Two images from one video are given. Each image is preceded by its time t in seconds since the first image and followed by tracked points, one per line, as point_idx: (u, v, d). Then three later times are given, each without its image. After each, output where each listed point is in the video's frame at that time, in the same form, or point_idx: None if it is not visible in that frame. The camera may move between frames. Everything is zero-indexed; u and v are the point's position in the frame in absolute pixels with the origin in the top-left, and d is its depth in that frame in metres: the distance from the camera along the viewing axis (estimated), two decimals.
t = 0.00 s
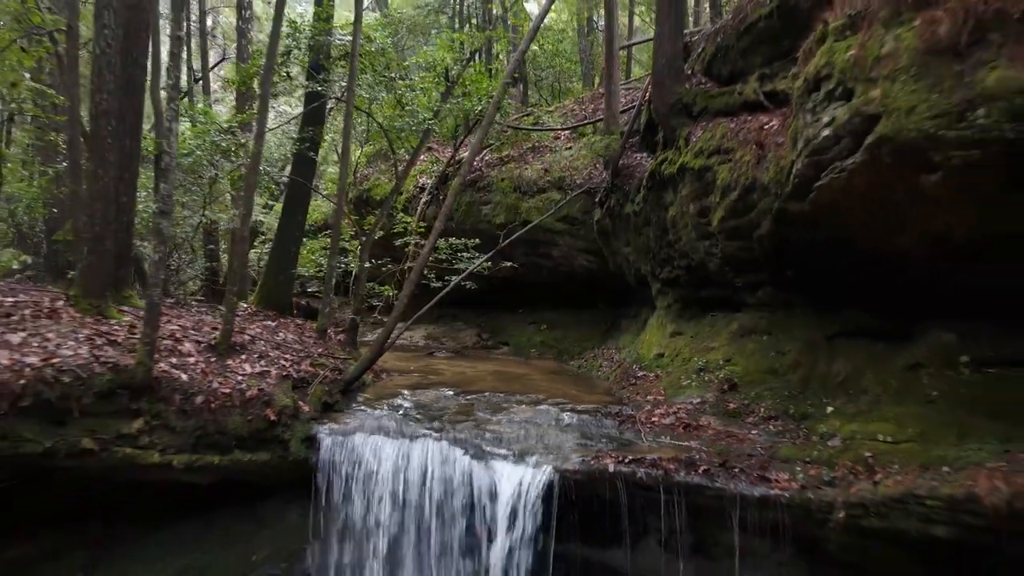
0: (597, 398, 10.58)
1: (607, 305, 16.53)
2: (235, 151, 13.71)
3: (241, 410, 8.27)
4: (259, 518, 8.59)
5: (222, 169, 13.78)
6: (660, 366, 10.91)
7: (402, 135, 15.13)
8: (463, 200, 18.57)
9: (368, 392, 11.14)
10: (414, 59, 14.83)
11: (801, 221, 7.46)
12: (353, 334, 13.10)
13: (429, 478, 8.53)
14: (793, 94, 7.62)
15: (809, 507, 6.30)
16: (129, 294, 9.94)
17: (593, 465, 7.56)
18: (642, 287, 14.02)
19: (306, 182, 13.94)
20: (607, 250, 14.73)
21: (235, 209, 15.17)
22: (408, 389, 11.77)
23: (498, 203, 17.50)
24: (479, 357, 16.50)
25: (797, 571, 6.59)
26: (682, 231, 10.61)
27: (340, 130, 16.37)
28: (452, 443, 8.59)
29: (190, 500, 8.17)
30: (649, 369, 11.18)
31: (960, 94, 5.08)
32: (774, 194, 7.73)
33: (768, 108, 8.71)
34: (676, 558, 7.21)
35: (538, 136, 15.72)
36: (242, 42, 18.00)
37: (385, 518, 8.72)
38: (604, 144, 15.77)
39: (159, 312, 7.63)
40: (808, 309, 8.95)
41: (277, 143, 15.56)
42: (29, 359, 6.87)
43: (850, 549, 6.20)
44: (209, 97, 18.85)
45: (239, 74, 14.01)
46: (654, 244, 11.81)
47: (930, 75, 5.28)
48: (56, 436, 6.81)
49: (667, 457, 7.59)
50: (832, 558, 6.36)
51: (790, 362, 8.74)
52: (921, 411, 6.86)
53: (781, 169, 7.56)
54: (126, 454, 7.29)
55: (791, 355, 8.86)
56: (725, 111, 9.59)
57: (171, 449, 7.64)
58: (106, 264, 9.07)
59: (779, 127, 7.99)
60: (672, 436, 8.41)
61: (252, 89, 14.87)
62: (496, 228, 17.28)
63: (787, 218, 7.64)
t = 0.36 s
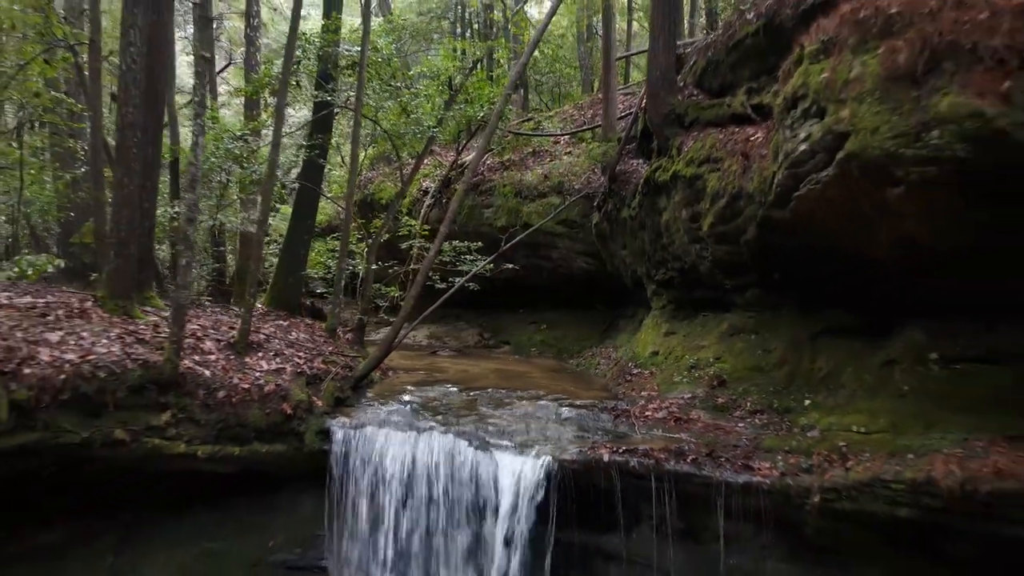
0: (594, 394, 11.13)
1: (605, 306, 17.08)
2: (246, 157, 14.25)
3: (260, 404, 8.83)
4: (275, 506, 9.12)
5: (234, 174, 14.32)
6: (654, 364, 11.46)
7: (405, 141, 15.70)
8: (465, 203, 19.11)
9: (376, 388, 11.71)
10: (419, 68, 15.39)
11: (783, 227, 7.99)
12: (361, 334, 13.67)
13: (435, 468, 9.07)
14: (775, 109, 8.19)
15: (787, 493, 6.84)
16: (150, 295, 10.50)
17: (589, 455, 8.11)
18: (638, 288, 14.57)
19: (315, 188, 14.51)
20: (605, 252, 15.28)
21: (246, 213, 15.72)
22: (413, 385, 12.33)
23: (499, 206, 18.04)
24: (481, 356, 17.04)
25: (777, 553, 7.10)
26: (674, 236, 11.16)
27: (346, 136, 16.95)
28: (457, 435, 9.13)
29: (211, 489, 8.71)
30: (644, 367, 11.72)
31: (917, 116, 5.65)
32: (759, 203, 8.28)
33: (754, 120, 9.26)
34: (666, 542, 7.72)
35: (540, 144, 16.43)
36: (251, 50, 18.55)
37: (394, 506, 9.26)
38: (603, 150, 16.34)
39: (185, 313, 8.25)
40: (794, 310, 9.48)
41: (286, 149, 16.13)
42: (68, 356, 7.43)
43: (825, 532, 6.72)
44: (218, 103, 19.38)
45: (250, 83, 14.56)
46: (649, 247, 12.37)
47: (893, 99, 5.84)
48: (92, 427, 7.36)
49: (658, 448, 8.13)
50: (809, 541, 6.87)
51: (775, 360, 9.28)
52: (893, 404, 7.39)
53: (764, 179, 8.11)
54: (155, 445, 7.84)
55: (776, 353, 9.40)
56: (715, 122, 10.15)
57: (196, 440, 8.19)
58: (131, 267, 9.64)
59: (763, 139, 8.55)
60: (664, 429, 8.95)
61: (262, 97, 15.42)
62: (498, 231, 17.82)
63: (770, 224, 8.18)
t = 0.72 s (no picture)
0: (591, 390, 11.68)
1: (603, 306, 17.63)
2: (257, 163, 14.79)
3: (276, 399, 9.42)
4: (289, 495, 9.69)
5: (246, 179, 14.87)
6: (649, 362, 11.99)
7: (410, 147, 16.28)
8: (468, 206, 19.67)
9: (384, 385, 12.28)
10: (424, 77, 15.94)
11: (768, 232, 8.53)
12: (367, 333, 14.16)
13: (442, 459, 9.62)
14: (759, 122, 8.76)
15: (769, 480, 7.38)
16: (170, 296, 11.06)
17: (586, 447, 8.65)
18: (634, 289, 15.11)
19: (323, 193, 15.06)
20: (603, 254, 15.81)
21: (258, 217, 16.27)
22: (419, 382, 12.89)
23: (501, 209, 18.59)
24: (482, 354, 17.58)
25: (761, 539, 7.60)
26: (668, 239, 11.71)
27: (352, 141, 17.46)
28: (462, 428, 9.67)
29: (229, 480, 9.25)
30: (639, 365, 12.25)
31: (882, 134, 6.25)
32: (745, 209, 8.84)
33: (742, 130, 9.82)
34: (657, 528, 8.24)
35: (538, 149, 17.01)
36: (261, 57, 19.10)
37: (402, 495, 9.81)
38: (601, 155, 16.91)
39: (209, 313, 8.90)
40: (780, 310, 10.01)
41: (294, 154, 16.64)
42: (101, 352, 8.00)
43: (803, 516, 7.26)
44: (227, 108, 19.94)
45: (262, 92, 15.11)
46: (644, 250, 12.91)
47: (861, 118, 6.43)
48: (123, 420, 7.90)
49: (651, 440, 8.69)
50: (789, 525, 7.40)
51: (762, 357, 9.82)
52: (870, 397, 7.90)
53: (750, 188, 8.67)
54: (181, 437, 8.38)
55: (763, 351, 9.92)
56: (706, 131, 10.71)
57: (217, 432, 8.75)
58: (154, 269, 10.22)
59: (749, 150, 9.12)
60: (656, 423, 9.50)
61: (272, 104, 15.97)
62: (500, 233, 18.33)
63: (757, 230, 8.69)
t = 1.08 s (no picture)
0: (589, 387, 12.22)
1: (601, 307, 18.17)
2: (267, 168, 15.32)
3: (291, 394, 10.02)
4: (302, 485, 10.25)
5: (257, 184, 15.41)
6: (644, 360, 12.53)
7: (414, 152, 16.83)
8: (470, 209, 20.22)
9: (390, 382, 12.83)
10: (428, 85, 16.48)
11: (754, 238, 9.06)
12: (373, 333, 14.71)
13: (447, 451, 10.16)
14: (745, 134, 9.34)
15: (753, 469, 7.91)
16: (187, 297, 11.61)
17: (583, 439, 9.20)
18: (631, 290, 15.63)
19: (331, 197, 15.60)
20: (601, 257, 16.34)
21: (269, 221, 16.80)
22: (424, 380, 13.44)
23: (502, 212, 19.12)
24: (484, 353, 18.12)
25: (746, 524, 8.16)
26: (662, 243, 12.26)
27: (358, 146, 17.99)
28: (466, 422, 10.22)
29: (247, 471, 9.79)
30: (635, 363, 12.79)
31: (853, 150, 6.96)
32: (732, 216, 9.39)
33: (732, 140, 10.38)
34: (650, 516, 8.78)
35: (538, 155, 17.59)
36: (269, 64, 19.63)
37: (409, 486, 10.35)
38: (599, 161, 17.47)
39: (229, 313, 9.51)
40: (767, 311, 10.55)
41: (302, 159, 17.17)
42: (130, 350, 8.56)
43: (784, 503, 7.77)
44: (236, 113, 20.45)
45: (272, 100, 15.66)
46: (639, 253, 13.46)
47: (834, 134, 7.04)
48: (150, 413, 8.45)
49: (644, 433, 9.23)
50: (772, 512, 7.93)
51: (750, 356, 10.36)
52: (848, 393, 8.43)
53: (737, 196, 9.23)
54: (203, 430, 8.92)
55: (751, 350, 10.46)
56: (698, 140, 11.26)
57: (236, 425, 9.31)
58: (174, 272, 10.78)
59: (736, 160, 9.71)
60: (650, 417, 10.04)
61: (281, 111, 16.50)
62: (501, 235, 18.87)
63: (743, 236, 9.23)
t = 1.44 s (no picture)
0: (588, 384, 12.78)
1: (600, 307, 18.71)
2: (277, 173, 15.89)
3: (304, 390, 10.59)
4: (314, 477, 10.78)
5: (267, 189, 15.98)
6: (640, 358, 13.08)
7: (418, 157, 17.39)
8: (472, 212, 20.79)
9: (396, 380, 13.38)
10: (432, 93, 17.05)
11: (742, 242, 9.59)
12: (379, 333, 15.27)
13: (452, 445, 10.70)
14: (734, 145, 9.91)
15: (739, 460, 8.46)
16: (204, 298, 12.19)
17: (581, 433, 9.75)
18: (628, 292, 16.16)
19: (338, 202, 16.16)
20: (599, 259, 16.88)
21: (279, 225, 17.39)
22: (428, 377, 14.00)
23: (503, 215, 19.67)
24: (486, 352, 18.67)
25: (734, 512, 8.69)
26: (657, 246, 12.82)
27: (363, 151, 18.56)
28: (470, 418, 10.76)
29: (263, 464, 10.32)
30: (631, 361, 13.34)
31: (829, 163, 7.57)
32: (722, 222, 9.94)
33: (722, 150, 10.95)
34: (644, 505, 9.32)
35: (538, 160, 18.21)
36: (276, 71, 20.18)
37: (416, 478, 10.90)
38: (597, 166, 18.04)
39: (247, 313, 10.09)
40: (756, 312, 11.08)
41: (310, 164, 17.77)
42: (156, 348, 9.14)
43: (769, 492, 8.31)
44: (245, 118, 21.02)
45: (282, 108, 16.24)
46: (635, 255, 14.02)
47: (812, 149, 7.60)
48: (174, 407, 9.00)
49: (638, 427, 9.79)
50: (757, 500, 8.47)
51: (739, 354, 10.90)
52: (830, 389, 8.96)
53: (726, 203, 9.79)
54: (222, 424, 9.47)
55: (741, 349, 10.99)
56: (691, 149, 11.83)
57: (253, 420, 9.87)
58: (192, 274, 11.37)
59: (725, 169, 10.27)
60: (644, 413, 10.59)
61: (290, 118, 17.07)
62: (503, 238, 19.42)
63: (732, 241, 9.77)
